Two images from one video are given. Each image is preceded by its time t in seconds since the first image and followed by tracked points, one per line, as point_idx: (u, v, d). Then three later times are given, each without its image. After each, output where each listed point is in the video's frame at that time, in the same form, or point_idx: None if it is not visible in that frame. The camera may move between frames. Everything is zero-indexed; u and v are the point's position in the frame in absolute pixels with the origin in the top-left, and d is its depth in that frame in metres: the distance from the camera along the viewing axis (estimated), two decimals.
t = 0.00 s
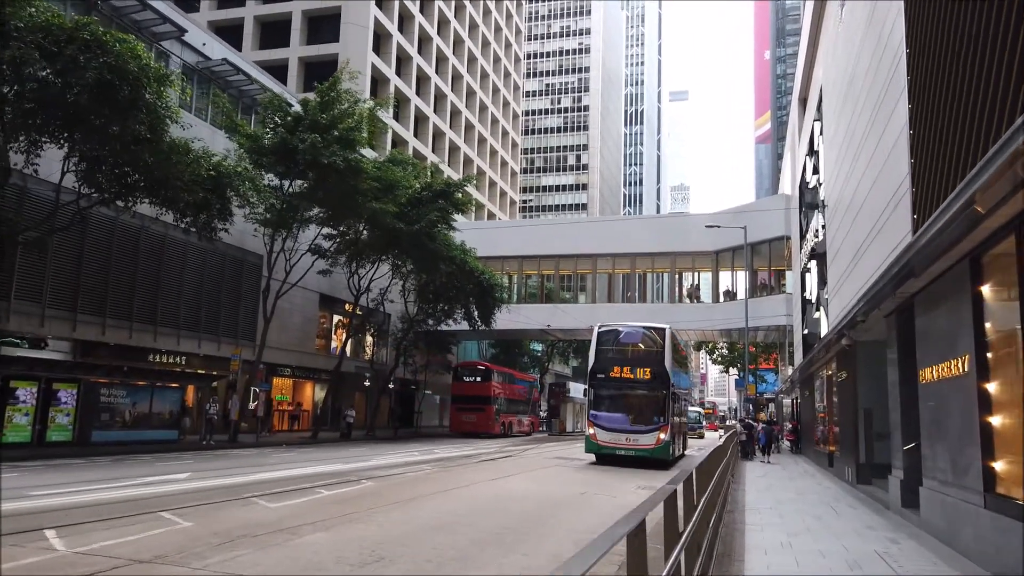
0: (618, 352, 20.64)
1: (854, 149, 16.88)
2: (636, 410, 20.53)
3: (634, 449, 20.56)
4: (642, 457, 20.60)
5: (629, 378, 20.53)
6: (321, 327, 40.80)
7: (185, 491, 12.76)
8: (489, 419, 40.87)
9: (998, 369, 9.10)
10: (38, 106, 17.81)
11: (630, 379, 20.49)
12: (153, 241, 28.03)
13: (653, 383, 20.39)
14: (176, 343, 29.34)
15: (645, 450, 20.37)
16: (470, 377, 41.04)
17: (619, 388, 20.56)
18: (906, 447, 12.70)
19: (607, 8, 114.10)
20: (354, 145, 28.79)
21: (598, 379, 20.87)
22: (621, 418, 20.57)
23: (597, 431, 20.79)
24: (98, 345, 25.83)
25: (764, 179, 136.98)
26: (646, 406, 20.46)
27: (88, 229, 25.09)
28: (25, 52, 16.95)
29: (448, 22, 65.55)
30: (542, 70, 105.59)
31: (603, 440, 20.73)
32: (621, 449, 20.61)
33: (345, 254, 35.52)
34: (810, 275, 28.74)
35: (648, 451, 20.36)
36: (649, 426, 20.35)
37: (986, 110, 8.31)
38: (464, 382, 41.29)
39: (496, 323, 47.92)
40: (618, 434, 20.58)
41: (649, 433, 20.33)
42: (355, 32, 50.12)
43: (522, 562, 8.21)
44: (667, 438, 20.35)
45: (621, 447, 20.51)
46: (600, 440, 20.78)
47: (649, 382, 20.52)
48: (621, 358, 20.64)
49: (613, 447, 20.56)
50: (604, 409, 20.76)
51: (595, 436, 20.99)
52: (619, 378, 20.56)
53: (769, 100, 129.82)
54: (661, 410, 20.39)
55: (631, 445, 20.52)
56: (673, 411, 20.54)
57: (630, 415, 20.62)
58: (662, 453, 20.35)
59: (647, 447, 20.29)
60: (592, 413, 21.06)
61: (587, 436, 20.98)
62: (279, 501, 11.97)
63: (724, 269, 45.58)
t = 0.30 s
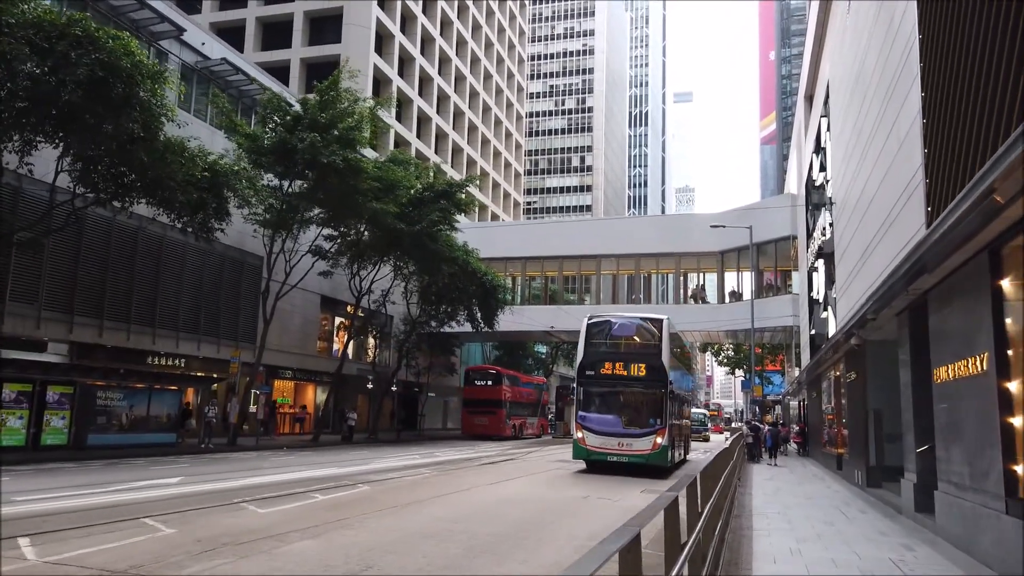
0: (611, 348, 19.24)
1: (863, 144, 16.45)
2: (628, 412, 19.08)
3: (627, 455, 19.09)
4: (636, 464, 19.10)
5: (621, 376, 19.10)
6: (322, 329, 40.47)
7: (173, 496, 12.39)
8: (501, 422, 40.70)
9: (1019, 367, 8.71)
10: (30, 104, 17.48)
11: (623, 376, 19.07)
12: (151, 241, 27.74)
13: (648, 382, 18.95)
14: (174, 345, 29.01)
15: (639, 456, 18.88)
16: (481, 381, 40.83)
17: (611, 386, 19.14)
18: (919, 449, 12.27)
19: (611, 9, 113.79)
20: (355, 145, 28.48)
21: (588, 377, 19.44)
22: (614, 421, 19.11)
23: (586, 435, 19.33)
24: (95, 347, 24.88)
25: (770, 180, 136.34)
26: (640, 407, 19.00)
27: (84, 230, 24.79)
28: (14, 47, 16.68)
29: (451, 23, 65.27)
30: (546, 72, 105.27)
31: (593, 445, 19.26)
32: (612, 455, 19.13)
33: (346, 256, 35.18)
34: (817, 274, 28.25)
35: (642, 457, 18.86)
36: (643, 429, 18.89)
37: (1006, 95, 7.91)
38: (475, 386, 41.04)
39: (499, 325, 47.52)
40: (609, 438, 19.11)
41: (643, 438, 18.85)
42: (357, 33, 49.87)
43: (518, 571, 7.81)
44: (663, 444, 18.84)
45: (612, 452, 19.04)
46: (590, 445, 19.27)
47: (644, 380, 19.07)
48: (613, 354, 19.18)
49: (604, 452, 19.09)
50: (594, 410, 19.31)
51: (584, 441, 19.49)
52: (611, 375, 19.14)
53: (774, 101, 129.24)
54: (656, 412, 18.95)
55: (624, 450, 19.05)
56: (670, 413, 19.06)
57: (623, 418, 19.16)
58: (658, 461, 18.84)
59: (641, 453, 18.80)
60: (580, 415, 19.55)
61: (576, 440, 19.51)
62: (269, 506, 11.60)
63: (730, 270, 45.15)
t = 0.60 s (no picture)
0: (601, 342, 17.40)
1: (872, 138, 15.96)
2: (620, 415, 17.18)
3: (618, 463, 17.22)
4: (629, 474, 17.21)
5: (612, 374, 17.22)
6: (324, 332, 40.12)
7: (161, 503, 11.98)
8: (513, 425, 40.31)
9: None
10: (22, 103, 17.16)
11: (614, 375, 17.20)
12: (149, 243, 27.41)
13: (642, 381, 17.03)
14: (174, 348, 28.66)
15: (630, 465, 16.96)
16: (493, 384, 40.43)
17: (600, 386, 17.26)
18: (935, 453, 11.77)
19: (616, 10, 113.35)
20: (355, 145, 28.08)
21: (574, 376, 17.57)
22: (603, 424, 17.25)
23: (572, 440, 17.48)
24: (92, 351, 24.79)
25: (776, 181, 135.57)
26: (633, 410, 17.08)
27: (81, 231, 24.46)
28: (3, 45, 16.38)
29: (454, 24, 64.95)
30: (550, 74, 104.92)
31: (579, 452, 17.39)
32: (600, 464, 17.24)
33: (348, 257, 34.81)
34: (825, 273, 27.73)
35: (634, 467, 16.94)
36: (637, 435, 16.98)
37: None
38: (488, 390, 40.65)
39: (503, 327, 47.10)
40: (597, 444, 17.25)
41: (636, 445, 16.95)
42: (359, 34, 49.60)
43: None
44: (658, 452, 16.91)
45: (600, 461, 17.17)
46: (575, 452, 17.41)
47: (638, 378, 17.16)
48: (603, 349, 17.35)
49: (591, 460, 17.23)
50: (582, 413, 17.44)
51: (567, 447, 17.60)
52: (600, 373, 17.26)
53: (780, 101, 128.57)
54: (651, 415, 17.04)
55: (614, 458, 17.18)
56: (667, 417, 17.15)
57: (613, 421, 17.28)
58: (652, 471, 16.88)
59: (633, 462, 16.88)
60: (565, 417, 17.66)
61: (560, 447, 17.66)
62: (259, 513, 11.18)
63: (736, 271, 44.65)
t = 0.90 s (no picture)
0: (584, 328, 15.23)
1: (879, 128, 15.53)
2: (604, 413, 14.96)
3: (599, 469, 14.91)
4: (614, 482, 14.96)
5: (596, 364, 15.05)
6: (323, 332, 39.75)
7: (146, 506, 11.58)
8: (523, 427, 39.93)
9: None
10: (12, 97, 16.79)
11: (599, 366, 15.01)
12: (144, 241, 27.04)
13: (631, 373, 14.87)
14: (170, 348, 28.28)
15: (614, 472, 14.69)
16: (502, 387, 39.61)
17: (582, 379, 15.06)
18: (947, 452, 11.35)
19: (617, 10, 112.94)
20: (352, 142, 27.70)
21: (553, 368, 15.36)
22: (584, 423, 15.02)
23: (549, 442, 15.18)
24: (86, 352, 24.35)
25: (778, 180, 135.06)
26: (620, 407, 14.86)
27: (73, 229, 24.10)
28: None
29: (454, 23, 64.63)
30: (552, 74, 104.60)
31: (556, 456, 15.08)
32: (580, 470, 14.92)
33: (346, 257, 34.42)
34: (830, 271, 27.33)
35: (619, 473, 14.66)
36: (623, 436, 14.75)
37: None
38: (496, 392, 40.00)
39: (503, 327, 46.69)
40: (577, 447, 14.96)
41: (622, 448, 14.71)
42: (358, 32, 49.26)
43: None
44: (647, 456, 14.68)
45: (580, 466, 14.85)
46: (551, 456, 15.11)
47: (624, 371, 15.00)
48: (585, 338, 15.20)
49: (570, 465, 14.94)
50: (561, 410, 15.20)
51: (542, 451, 15.30)
52: (582, 364, 15.07)
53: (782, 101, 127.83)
54: (640, 413, 14.82)
55: (595, 464, 14.86)
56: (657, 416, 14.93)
57: (597, 420, 15.05)
58: (640, 478, 14.62)
59: (618, 467, 14.64)
60: (540, 417, 15.42)
61: (536, 450, 15.36)
62: (246, 516, 10.79)
63: (739, 269, 44.23)
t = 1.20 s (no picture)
0: (554, 316, 13.17)
1: (881, 126, 15.13)
2: (578, 415, 12.90)
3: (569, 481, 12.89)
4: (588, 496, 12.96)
5: (568, 357, 13.00)
6: (317, 334, 39.33)
7: (124, 515, 11.16)
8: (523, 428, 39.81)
9: None
10: None
11: (572, 359, 12.97)
12: (133, 242, 26.61)
13: (608, 366, 12.85)
14: (160, 350, 27.87)
15: (587, 484, 12.67)
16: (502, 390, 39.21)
17: (551, 374, 13.03)
18: (952, 457, 10.97)
19: (615, 11, 112.66)
20: (345, 141, 27.34)
21: (517, 362, 13.35)
22: (551, 428, 12.96)
23: (511, 449, 13.11)
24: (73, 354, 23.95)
25: (774, 181, 134.99)
26: (594, 408, 12.84)
27: (60, 228, 23.67)
28: None
29: (451, 22, 64.25)
30: (549, 75, 104.28)
31: (519, 466, 13.03)
32: (547, 482, 12.88)
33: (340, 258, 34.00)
34: (829, 271, 26.93)
35: (595, 486, 12.65)
36: (600, 442, 12.73)
37: None
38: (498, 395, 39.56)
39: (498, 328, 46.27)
40: (545, 455, 12.91)
41: (599, 455, 12.70)
42: (353, 31, 48.87)
43: None
44: (628, 465, 12.66)
45: (547, 477, 12.82)
46: (513, 466, 13.06)
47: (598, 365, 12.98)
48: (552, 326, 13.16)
49: (537, 476, 12.89)
50: (527, 411, 13.13)
51: (504, 460, 13.24)
52: (548, 356, 13.07)
53: (780, 102, 127.49)
54: (620, 414, 12.80)
55: (564, 475, 12.83)
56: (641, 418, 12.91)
57: (568, 423, 12.99)
58: (618, 491, 12.59)
59: (594, 478, 12.62)
60: (501, 420, 13.34)
61: (495, 458, 13.30)
62: (227, 525, 10.39)
63: (736, 270, 43.91)
